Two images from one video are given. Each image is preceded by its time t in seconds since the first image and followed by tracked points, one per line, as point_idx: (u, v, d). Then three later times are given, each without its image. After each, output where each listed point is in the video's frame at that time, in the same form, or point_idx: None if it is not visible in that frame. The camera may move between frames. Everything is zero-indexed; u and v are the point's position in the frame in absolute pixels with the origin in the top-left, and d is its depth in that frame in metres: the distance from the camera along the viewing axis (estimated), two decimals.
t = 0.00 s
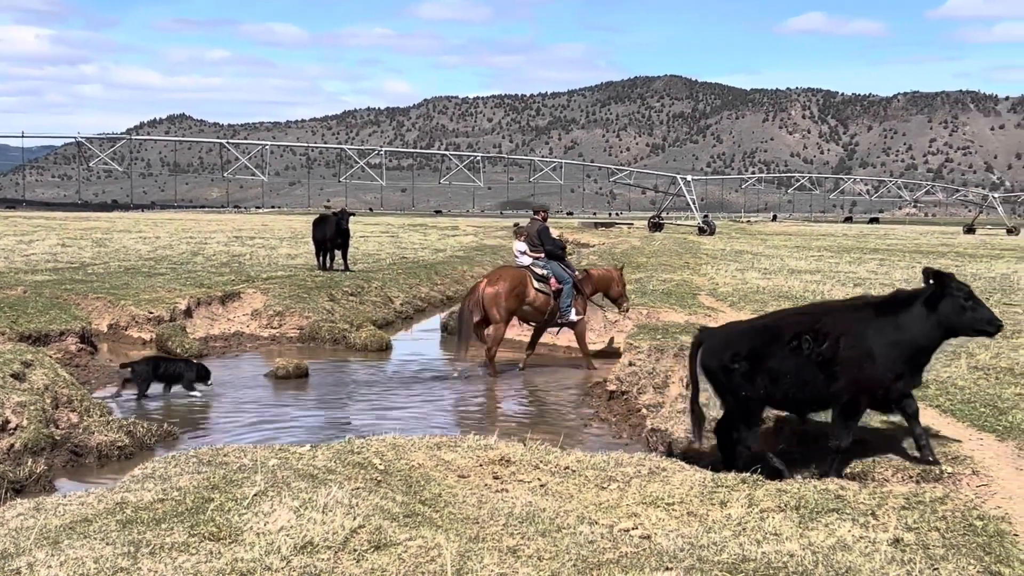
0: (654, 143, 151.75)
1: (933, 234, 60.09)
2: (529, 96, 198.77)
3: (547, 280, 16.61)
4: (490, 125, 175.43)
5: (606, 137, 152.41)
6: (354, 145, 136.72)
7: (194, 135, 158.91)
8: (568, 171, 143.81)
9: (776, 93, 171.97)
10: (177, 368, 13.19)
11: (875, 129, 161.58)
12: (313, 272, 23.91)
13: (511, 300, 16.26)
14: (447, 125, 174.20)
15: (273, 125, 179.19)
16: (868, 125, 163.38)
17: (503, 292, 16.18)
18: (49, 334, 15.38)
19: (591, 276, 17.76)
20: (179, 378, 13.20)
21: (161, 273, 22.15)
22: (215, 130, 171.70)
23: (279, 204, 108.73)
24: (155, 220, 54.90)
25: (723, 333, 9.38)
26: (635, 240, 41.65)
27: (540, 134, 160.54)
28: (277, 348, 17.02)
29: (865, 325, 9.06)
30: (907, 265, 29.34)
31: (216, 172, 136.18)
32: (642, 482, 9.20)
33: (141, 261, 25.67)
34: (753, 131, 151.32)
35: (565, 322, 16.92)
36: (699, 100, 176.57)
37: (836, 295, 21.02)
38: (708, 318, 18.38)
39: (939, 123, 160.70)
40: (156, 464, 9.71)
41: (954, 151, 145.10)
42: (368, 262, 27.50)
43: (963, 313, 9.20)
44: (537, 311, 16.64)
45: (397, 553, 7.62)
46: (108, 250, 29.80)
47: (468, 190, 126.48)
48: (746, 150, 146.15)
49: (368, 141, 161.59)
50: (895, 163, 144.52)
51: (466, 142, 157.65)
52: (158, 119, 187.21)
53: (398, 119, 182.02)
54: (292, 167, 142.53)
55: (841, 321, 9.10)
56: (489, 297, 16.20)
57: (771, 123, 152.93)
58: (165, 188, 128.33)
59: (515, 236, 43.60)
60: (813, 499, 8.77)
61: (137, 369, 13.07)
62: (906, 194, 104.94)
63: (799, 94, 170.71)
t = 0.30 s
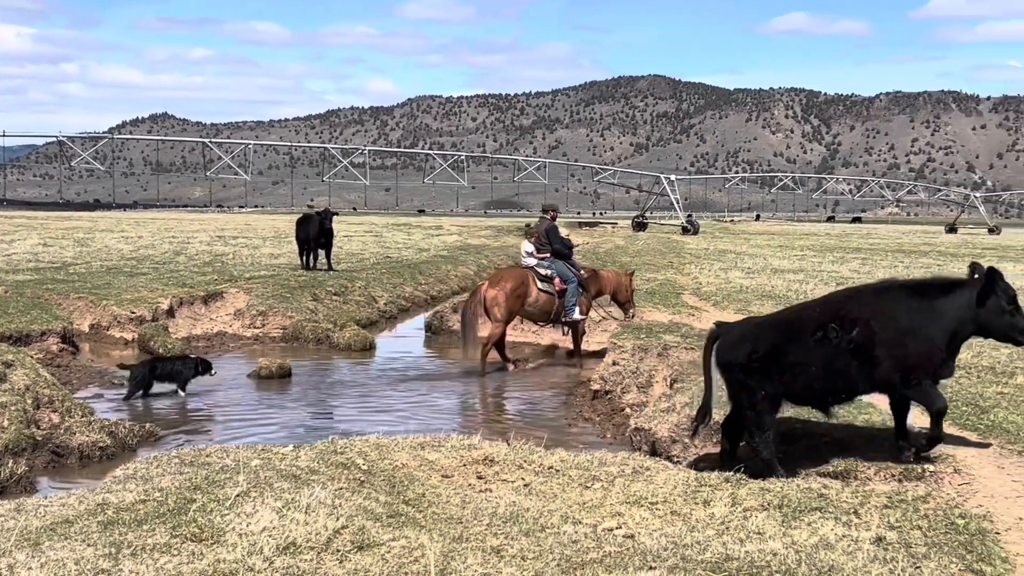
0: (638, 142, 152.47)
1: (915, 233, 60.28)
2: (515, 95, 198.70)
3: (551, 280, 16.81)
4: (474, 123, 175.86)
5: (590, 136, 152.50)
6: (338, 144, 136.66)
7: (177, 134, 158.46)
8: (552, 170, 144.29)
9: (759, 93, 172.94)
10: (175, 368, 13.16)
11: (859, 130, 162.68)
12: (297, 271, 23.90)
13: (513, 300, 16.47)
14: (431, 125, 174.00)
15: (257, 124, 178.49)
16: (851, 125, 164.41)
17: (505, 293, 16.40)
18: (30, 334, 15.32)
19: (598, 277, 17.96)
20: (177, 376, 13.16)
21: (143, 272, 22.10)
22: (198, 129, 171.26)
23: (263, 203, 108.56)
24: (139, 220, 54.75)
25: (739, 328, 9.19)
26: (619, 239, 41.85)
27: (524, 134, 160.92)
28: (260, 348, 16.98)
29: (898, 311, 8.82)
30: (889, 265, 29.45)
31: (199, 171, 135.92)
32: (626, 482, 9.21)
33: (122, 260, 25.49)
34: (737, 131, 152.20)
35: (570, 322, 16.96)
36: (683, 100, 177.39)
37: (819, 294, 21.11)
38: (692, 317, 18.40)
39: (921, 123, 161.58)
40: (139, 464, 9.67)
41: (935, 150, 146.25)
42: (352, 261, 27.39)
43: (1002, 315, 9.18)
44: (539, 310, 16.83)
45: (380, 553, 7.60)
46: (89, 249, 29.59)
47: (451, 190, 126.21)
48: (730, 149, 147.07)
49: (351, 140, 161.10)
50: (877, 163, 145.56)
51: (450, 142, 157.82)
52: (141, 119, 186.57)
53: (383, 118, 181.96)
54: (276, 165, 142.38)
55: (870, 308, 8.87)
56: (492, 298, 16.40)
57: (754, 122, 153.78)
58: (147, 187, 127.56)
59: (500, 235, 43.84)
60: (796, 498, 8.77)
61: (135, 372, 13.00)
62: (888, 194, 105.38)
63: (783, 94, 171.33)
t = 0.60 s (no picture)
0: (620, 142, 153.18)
1: (894, 232, 60.44)
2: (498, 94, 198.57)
3: (548, 278, 16.99)
4: (455, 123, 176.12)
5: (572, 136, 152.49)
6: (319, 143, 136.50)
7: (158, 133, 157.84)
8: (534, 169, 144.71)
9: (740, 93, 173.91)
10: (168, 365, 13.04)
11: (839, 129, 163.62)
12: (277, 270, 23.82)
13: (511, 301, 16.68)
14: (412, 125, 173.37)
15: (239, 123, 177.99)
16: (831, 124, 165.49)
17: (505, 293, 16.66)
18: (8, 335, 15.26)
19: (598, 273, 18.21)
20: (168, 374, 13.04)
21: (123, 272, 22.02)
22: (179, 128, 170.66)
23: (244, 202, 108.32)
24: (119, 219, 54.59)
25: (750, 315, 9.10)
26: (601, 239, 42.09)
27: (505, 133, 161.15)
28: (241, 347, 16.93)
29: (915, 302, 8.70)
30: (868, 264, 29.59)
31: (179, 170, 135.52)
32: (607, 481, 9.20)
33: (101, 260, 25.29)
34: (717, 130, 153.08)
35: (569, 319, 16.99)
36: (663, 99, 178.16)
37: (798, 292, 21.22)
38: (672, 316, 18.35)
39: (900, 123, 162.54)
40: (117, 465, 9.62)
41: (914, 149, 147.50)
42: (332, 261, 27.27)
43: (1020, 312, 8.79)
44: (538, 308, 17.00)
45: (361, 553, 7.58)
46: (69, 248, 29.41)
47: (433, 189, 125.91)
48: (710, 149, 147.94)
49: (332, 139, 160.43)
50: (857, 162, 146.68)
51: (431, 140, 157.88)
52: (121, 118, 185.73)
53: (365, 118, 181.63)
54: (256, 164, 142.08)
55: (886, 299, 8.76)
56: (492, 297, 16.65)
57: (735, 122, 154.69)
58: (126, 187, 126.84)
59: (480, 234, 44.03)
60: (776, 496, 8.75)
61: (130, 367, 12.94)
62: (867, 193, 105.67)
63: (763, 94, 171.84)
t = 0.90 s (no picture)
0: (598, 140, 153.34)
1: (870, 232, 60.68)
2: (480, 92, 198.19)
3: (544, 276, 17.07)
4: (433, 121, 175.96)
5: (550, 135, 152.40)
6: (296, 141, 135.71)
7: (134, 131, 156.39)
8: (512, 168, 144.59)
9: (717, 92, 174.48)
10: (172, 365, 13.15)
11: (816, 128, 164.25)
12: (254, 270, 23.71)
13: (510, 302, 16.95)
14: (390, 123, 172.82)
15: (216, 122, 176.76)
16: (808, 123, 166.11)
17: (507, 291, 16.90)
18: None
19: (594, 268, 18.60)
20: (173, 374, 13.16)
21: (99, 271, 21.87)
22: (155, 127, 169.25)
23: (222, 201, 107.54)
24: (95, 220, 54.06)
25: (764, 314, 8.97)
26: (580, 239, 42.06)
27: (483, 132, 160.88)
28: (218, 347, 16.85)
29: (931, 299, 8.81)
30: (845, 263, 29.69)
31: (155, 168, 134.35)
32: (585, 480, 9.20)
33: (76, 259, 25.09)
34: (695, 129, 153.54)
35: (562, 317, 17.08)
36: (641, 98, 178.54)
37: (776, 292, 21.26)
38: (651, 315, 18.23)
39: (877, 122, 163.37)
40: (92, 466, 9.53)
41: (891, 149, 148.35)
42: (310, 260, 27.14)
43: None
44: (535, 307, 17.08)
45: (340, 553, 7.57)
46: (41, 248, 29.18)
47: (412, 187, 125.41)
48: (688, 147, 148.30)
49: (309, 137, 159.58)
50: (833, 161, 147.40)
51: (410, 138, 157.45)
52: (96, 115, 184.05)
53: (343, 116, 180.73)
54: (233, 163, 141.14)
55: (901, 296, 8.84)
56: (494, 297, 16.91)
57: (712, 122, 155.23)
58: (102, 185, 125.55)
59: (459, 234, 43.96)
60: (754, 495, 8.73)
61: (133, 368, 12.87)
62: (844, 192, 106.16)
63: (740, 93, 172.42)
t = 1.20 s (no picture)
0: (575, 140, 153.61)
1: (844, 231, 61.04)
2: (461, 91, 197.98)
3: (546, 275, 17.20)
4: (410, 121, 175.84)
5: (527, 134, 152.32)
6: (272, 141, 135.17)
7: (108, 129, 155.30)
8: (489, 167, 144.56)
9: (694, 92, 174.88)
10: (169, 365, 13.01)
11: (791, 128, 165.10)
12: (229, 269, 23.55)
13: (512, 299, 16.96)
14: (367, 122, 171.91)
15: (192, 121, 175.68)
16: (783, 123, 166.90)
17: (508, 291, 16.92)
18: None
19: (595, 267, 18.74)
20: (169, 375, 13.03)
21: (72, 271, 21.68)
22: (129, 125, 168.21)
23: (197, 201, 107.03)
24: (68, 219, 53.62)
25: (782, 290, 9.03)
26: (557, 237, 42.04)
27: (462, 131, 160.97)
28: (192, 347, 16.76)
29: (955, 301, 8.74)
30: (821, 262, 29.78)
31: (129, 168, 133.40)
32: (562, 479, 9.18)
33: (49, 259, 24.87)
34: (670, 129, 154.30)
35: (566, 316, 17.34)
36: (618, 98, 178.86)
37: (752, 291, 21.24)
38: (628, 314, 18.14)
39: (852, 122, 164.33)
40: (64, 468, 9.42)
41: (866, 148, 149.16)
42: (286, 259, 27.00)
43: None
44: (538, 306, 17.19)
45: (314, 554, 7.53)
46: (12, 247, 28.95)
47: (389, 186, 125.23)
48: (664, 147, 148.67)
49: (286, 136, 158.65)
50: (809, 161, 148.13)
51: (387, 138, 157.18)
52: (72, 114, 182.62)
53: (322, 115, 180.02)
54: (209, 163, 140.53)
55: (926, 293, 8.77)
56: (495, 297, 16.93)
57: (688, 121, 155.65)
58: (76, 184, 124.53)
59: (435, 233, 43.86)
60: (730, 493, 8.72)
61: (131, 367, 12.90)
62: (819, 190, 106.58)
63: (717, 93, 172.92)
